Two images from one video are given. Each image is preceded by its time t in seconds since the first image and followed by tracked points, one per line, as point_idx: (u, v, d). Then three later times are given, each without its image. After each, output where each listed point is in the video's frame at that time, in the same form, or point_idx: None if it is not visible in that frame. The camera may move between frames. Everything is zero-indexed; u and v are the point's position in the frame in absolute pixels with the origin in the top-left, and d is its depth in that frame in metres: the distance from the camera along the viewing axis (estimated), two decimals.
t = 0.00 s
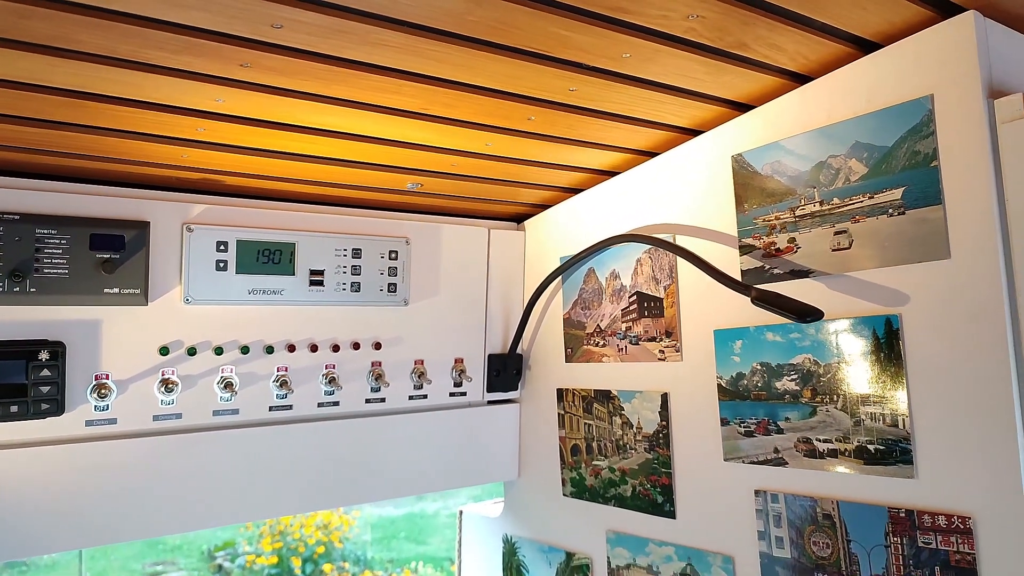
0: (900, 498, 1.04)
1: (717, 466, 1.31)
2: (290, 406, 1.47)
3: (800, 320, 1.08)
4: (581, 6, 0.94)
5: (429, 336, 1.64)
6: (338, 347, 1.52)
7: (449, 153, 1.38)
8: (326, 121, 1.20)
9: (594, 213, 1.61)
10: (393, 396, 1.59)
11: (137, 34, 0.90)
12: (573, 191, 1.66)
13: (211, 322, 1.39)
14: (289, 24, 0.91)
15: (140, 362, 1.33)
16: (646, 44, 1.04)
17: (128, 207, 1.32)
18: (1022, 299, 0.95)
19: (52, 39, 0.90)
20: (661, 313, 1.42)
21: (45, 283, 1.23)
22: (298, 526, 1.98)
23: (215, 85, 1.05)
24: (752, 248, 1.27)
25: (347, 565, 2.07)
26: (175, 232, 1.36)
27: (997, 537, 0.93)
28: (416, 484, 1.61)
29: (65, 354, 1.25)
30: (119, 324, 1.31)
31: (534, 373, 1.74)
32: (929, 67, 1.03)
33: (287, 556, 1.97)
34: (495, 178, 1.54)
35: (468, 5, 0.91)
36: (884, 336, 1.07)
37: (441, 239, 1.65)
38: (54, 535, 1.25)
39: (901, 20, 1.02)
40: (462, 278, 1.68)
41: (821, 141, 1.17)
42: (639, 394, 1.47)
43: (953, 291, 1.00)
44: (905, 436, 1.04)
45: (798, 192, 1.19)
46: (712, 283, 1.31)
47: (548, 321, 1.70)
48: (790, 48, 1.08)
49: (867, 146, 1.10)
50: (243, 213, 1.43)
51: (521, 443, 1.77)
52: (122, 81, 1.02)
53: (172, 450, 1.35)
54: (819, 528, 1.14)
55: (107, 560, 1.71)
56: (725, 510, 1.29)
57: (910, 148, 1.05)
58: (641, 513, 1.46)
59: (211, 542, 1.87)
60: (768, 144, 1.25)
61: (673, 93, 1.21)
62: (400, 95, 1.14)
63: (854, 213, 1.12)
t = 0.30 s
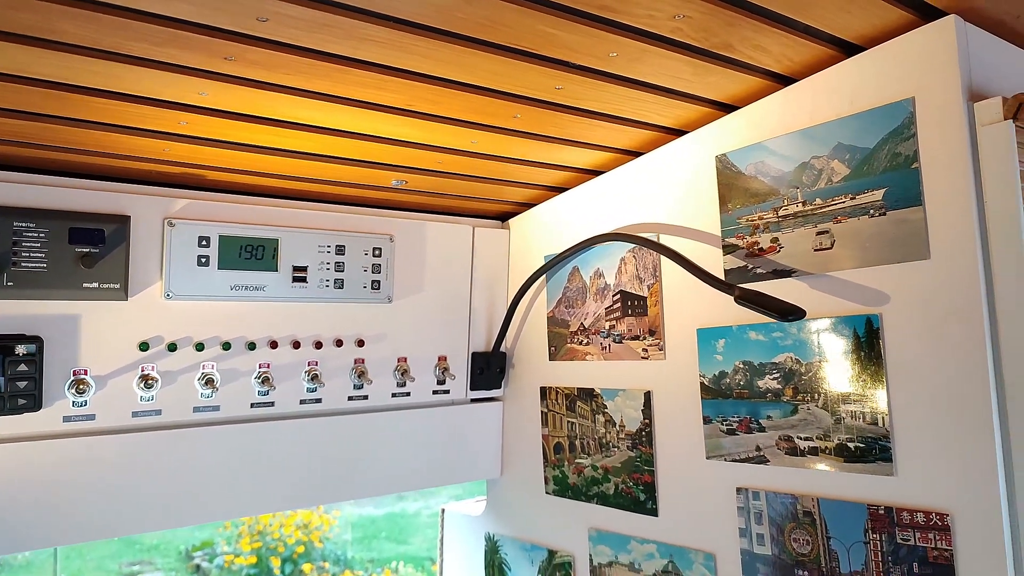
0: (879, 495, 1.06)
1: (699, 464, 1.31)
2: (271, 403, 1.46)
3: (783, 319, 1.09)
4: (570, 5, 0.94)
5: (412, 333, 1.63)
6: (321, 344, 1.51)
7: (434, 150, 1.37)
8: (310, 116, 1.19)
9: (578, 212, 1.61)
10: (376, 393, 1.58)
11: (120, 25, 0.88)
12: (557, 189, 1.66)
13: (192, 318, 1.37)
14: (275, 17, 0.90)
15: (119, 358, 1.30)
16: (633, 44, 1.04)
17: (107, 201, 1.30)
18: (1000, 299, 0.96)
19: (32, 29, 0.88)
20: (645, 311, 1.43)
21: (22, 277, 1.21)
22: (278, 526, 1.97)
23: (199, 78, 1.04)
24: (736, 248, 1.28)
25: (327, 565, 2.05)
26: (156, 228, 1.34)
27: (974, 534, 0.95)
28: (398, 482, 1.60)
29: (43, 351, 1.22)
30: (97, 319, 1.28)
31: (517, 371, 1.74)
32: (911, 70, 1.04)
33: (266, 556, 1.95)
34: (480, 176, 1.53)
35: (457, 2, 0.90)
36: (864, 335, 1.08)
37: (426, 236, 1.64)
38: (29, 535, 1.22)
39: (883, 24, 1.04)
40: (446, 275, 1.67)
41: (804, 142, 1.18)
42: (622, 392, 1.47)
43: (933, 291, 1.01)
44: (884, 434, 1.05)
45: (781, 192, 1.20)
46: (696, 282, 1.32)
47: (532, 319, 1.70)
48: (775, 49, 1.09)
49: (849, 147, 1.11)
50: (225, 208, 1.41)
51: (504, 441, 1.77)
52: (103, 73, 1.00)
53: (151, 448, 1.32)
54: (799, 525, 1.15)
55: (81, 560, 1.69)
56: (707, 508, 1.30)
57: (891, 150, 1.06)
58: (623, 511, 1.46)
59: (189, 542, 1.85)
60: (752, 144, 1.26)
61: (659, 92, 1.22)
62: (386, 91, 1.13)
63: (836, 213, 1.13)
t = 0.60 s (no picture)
0: (872, 487, 1.06)
1: (693, 456, 1.31)
2: (262, 395, 1.44)
3: (776, 311, 1.08)
4: None
5: (405, 326, 1.62)
6: (313, 336, 1.50)
7: (427, 141, 1.36)
8: (302, 105, 1.18)
9: (572, 204, 1.60)
10: (368, 386, 1.56)
11: (107, 10, 0.87)
12: (551, 181, 1.65)
13: (181, 309, 1.36)
14: (265, 3, 0.88)
15: (108, 349, 1.29)
16: (628, 33, 1.03)
17: (96, 190, 1.28)
18: (993, 292, 0.96)
19: (17, 13, 0.87)
20: (638, 304, 1.42)
21: (9, 267, 1.19)
22: (269, 520, 1.96)
23: (189, 66, 1.02)
24: (729, 240, 1.27)
25: (319, 559, 2.04)
26: (145, 218, 1.32)
27: (966, 526, 0.95)
28: (391, 475, 1.59)
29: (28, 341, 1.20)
30: (86, 310, 1.27)
31: (510, 364, 1.74)
32: (906, 62, 1.04)
33: (257, 550, 1.94)
34: (473, 167, 1.52)
35: None
36: (858, 327, 1.08)
37: (418, 228, 1.63)
38: (17, 528, 1.21)
39: (879, 14, 1.03)
40: (439, 268, 1.66)
41: (798, 134, 1.17)
42: (615, 384, 1.47)
43: (926, 283, 1.01)
44: (877, 426, 1.05)
45: (775, 184, 1.20)
46: (689, 274, 1.31)
47: (525, 312, 1.69)
48: (770, 40, 1.08)
49: (843, 139, 1.11)
50: (215, 198, 1.40)
51: (496, 434, 1.77)
52: (91, 59, 0.98)
53: (141, 440, 1.31)
54: (792, 517, 1.15)
55: (72, 554, 1.67)
56: (700, 500, 1.30)
57: (885, 142, 1.06)
58: (616, 504, 1.46)
59: (180, 537, 1.84)
60: (746, 136, 1.25)
61: (654, 83, 1.21)
62: (378, 80, 1.11)
63: (830, 205, 1.13)
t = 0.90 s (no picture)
0: (859, 483, 1.05)
1: (680, 452, 1.30)
2: (245, 389, 1.42)
3: (764, 305, 1.07)
4: None
5: (391, 320, 1.59)
6: (297, 330, 1.47)
7: (413, 132, 1.34)
8: (285, 94, 1.15)
9: (560, 198, 1.59)
10: (352, 380, 1.54)
11: None
12: (539, 175, 1.63)
13: (162, 301, 1.33)
14: None
15: (87, 342, 1.26)
16: (618, 24, 1.02)
17: (75, 179, 1.25)
18: (982, 288, 0.96)
19: None
20: (626, 299, 1.41)
21: None
22: (253, 518, 1.94)
23: (170, 51, 1.00)
24: (718, 235, 1.26)
25: (303, 557, 2.02)
26: (125, 208, 1.29)
27: (953, 522, 0.94)
28: (375, 471, 1.57)
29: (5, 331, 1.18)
30: (64, 302, 1.24)
31: (497, 360, 1.72)
32: (895, 56, 1.03)
33: (241, 548, 1.92)
34: (460, 160, 1.51)
35: None
36: (846, 323, 1.07)
37: (405, 222, 1.60)
38: None
39: (869, 8, 1.02)
40: (425, 262, 1.64)
41: (787, 128, 1.16)
42: (602, 380, 1.45)
43: (915, 278, 1.00)
44: (864, 421, 1.05)
45: (764, 178, 1.19)
46: (677, 269, 1.30)
47: (512, 306, 1.68)
48: (760, 33, 1.07)
49: (833, 133, 1.10)
50: (198, 189, 1.37)
51: (483, 430, 1.75)
52: (68, 43, 0.96)
53: (120, 434, 1.28)
54: (779, 514, 1.14)
55: (53, 552, 1.65)
56: (687, 496, 1.29)
57: (874, 136, 1.05)
58: (602, 500, 1.44)
59: (163, 534, 1.81)
60: (735, 130, 1.24)
61: (643, 75, 1.20)
62: (363, 69, 1.09)
63: (819, 200, 1.12)
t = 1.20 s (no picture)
0: (848, 485, 1.05)
1: (670, 454, 1.30)
2: (232, 389, 1.40)
3: (755, 306, 1.07)
4: None
5: (380, 320, 1.58)
6: (285, 330, 1.46)
7: (404, 131, 1.33)
8: (273, 91, 1.14)
9: (551, 199, 1.58)
10: (341, 381, 1.53)
11: None
12: (530, 175, 1.63)
13: (148, 300, 1.31)
14: None
15: (71, 341, 1.24)
16: (610, 24, 1.01)
17: (60, 176, 1.23)
18: (971, 289, 0.96)
19: None
20: (616, 300, 1.41)
21: None
22: (242, 520, 1.92)
23: (157, 47, 0.98)
24: (709, 236, 1.26)
25: (293, 560, 2.01)
26: (112, 205, 1.27)
27: (942, 524, 0.94)
28: (364, 472, 1.56)
29: None
30: (48, 300, 1.21)
31: (487, 361, 1.71)
32: (886, 57, 1.03)
33: (229, 551, 1.91)
34: (451, 159, 1.50)
35: None
36: (836, 324, 1.07)
37: (394, 222, 1.59)
38: None
39: (860, 9, 1.02)
40: (415, 262, 1.63)
41: (778, 129, 1.16)
42: (592, 381, 1.45)
43: (905, 279, 1.00)
44: (854, 423, 1.05)
45: (755, 179, 1.19)
46: (668, 270, 1.30)
47: (503, 307, 1.67)
48: (751, 34, 1.07)
49: (823, 134, 1.10)
50: (185, 187, 1.35)
51: (472, 431, 1.74)
52: (53, 38, 0.94)
53: (104, 435, 1.26)
54: (768, 515, 1.14)
55: (39, 554, 1.63)
56: (676, 498, 1.28)
57: (865, 138, 1.06)
58: (592, 502, 1.44)
59: (150, 537, 1.79)
60: (726, 131, 1.24)
61: (635, 76, 1.19)
62: (353, 66, 1.08)
63: (809, 201, 1.12)
